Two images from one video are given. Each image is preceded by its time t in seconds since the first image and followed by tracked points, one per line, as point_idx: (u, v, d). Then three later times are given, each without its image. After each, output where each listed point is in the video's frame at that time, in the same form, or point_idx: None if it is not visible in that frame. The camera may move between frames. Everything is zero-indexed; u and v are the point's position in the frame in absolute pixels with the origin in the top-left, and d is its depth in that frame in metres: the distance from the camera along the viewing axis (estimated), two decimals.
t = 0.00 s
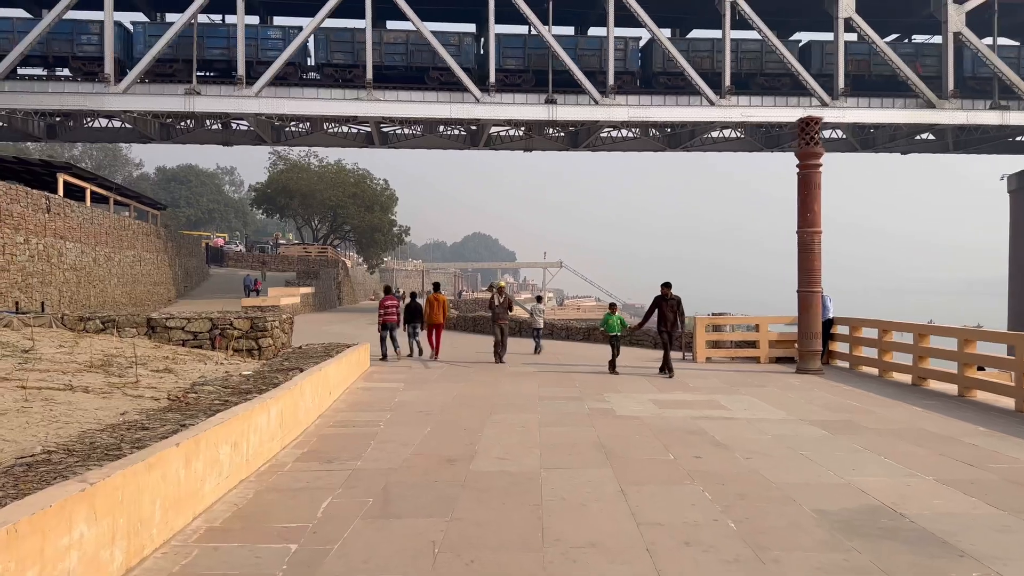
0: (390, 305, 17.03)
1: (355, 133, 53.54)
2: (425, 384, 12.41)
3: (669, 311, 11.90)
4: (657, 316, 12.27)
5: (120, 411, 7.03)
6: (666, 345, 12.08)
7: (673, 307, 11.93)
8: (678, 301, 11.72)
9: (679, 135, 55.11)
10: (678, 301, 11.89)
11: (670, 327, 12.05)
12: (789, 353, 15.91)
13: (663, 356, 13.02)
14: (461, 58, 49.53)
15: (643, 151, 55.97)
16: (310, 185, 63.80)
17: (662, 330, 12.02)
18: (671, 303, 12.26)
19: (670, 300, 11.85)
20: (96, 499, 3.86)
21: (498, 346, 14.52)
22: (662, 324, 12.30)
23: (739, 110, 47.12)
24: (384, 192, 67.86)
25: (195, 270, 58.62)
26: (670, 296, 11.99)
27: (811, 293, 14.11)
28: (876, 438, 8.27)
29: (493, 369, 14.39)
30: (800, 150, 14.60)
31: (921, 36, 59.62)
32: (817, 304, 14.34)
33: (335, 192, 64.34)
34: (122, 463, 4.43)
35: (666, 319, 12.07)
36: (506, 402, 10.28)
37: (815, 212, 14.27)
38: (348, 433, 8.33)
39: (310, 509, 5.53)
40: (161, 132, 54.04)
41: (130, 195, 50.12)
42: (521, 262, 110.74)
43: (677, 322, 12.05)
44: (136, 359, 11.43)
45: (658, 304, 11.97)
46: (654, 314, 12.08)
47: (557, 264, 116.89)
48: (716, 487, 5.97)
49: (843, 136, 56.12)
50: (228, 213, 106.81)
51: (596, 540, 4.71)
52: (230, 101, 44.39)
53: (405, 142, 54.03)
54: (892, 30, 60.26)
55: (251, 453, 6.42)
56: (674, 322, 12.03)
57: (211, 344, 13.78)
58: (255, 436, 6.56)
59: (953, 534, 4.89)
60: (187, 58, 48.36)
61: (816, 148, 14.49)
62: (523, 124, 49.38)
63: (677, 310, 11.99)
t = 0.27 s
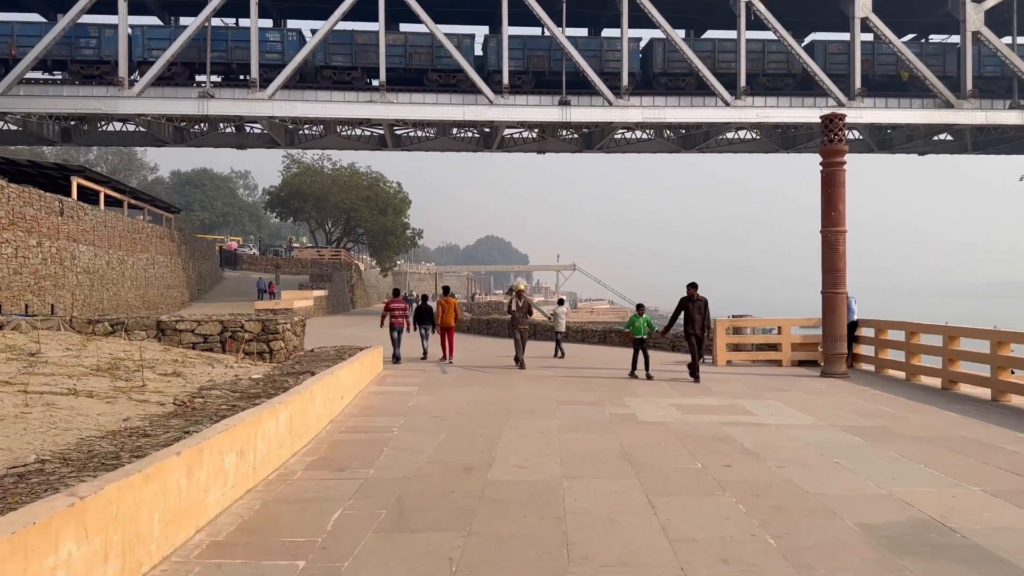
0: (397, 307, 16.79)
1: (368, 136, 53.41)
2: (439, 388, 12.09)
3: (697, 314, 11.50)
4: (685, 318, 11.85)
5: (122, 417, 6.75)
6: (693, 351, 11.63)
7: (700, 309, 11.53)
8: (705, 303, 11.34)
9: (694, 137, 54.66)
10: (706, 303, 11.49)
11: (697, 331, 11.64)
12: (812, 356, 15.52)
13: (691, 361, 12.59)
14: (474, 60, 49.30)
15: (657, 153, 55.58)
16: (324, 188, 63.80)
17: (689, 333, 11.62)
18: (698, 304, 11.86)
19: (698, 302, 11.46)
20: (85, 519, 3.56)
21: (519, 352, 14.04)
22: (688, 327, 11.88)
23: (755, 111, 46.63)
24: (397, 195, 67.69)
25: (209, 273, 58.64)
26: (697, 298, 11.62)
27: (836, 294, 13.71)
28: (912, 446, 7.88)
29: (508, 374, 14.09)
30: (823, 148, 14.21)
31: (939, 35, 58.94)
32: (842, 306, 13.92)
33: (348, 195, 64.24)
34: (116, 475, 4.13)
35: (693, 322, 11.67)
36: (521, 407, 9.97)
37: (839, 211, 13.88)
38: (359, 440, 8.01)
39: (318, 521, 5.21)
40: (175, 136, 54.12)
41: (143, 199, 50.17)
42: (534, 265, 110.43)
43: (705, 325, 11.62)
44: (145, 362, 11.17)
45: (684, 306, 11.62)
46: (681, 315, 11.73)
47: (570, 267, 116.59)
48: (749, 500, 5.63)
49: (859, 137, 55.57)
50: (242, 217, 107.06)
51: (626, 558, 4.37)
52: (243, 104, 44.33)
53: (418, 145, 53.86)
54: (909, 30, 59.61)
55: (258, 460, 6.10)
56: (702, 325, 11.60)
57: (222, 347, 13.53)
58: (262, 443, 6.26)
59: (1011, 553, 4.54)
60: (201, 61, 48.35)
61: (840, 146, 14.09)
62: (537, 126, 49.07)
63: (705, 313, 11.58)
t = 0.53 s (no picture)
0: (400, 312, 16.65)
1: (377, 139, 53.30)
2: (448, 396, 11.81)
3: (718, 321, 11.18)
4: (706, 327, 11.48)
5: (118, 430, 6.48)
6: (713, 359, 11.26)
7: (721, 317, 11.20)
8: (726, 309, 11.00)
9: (705, 139, 54.32)
10: (727, 309, 11.16)
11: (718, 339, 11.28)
12: (829, 363, 15.17)
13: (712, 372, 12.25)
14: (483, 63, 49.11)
15: (667, 156, 55.20)
16: (333, 192, 63.72)
17: (709, 341, 11.27)
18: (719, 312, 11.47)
19: (718, 309, 11.14)
20: (64, 553, 3.29)
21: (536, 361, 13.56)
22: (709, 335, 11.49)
23: (765, 113, 46.28)
24: (406, 198, 67.53)
25: (218, 277, 58.63)
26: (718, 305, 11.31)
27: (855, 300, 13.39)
28: (940, 459, 7.55)
29: (517, 381, 13.79)
30: (841, 150, 13.89)
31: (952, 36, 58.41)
32: (861, 312, 13.60)
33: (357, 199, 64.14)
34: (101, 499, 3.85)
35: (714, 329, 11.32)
36: (531, 416, 9.68)
37: (858, 215, 13.56)
38: (364, 452, 7.73)
39: (319, 544, 4.92)
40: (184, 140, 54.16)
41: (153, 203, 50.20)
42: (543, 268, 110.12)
43: (727, 333, 11.26)
44: (147, 370, 10.93)
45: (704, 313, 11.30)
46: (701, 322, 11.40)
47: (579, 270, 116.25)
48: (775, 522, 5.32)
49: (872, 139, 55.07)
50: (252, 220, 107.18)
51: None
52: (251, 108, 44.27)
53: (427, 148, 53.71)
54: (922, 31, 59.08)
55: (257, 477, 5.82)
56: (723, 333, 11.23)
57: (227, 353, 13.28)
58: (262, 459, 5.98)
59: None
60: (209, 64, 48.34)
61: (858, 147, 13.76)
62: (546, 128, 48.80)
63: (725, 321, 11.23)
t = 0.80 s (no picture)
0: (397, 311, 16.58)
1: (381, 138, 53.04)
2: (450, 397, 11.52)
3: (734, 322, 10.76)
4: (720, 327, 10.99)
5: (102, 431, 6.20)
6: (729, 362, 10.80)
7: (738, 317, 10.77)
8: (742, 308, 10.60)
9: (711, 138, 53.93)
10: (744, 309, 10.77)
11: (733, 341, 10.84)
12: (839, 363, 14.84)
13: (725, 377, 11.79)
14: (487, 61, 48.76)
15: (672, 155, 54.89)
16: (336, 192, 63.51)
17: (723, 343, 10.83)
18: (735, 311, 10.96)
19: (735, 308, 10.73)
20: (20, 569, 2.98)
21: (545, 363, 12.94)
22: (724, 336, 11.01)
23: (772, 111, 45.90)
24: (410, 197, 67.20)
25: (222, 277, 58.42)
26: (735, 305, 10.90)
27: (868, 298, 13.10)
28: (963, 463, 7.24)
29: (521, 382, 13.49)
30: (853, 144, 13.57)
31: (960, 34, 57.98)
32: (874, 311, 13.30)
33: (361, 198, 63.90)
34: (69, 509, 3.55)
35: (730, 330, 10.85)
36: (535, 418, 9.38)
37: (871, 211, 13.25)
38: (362, 455, 7.43)
39: (310, 554, 4.62)
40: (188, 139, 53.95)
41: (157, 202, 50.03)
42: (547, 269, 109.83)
43: (743, 334, 10.80)
44: (141, 370, 10.65)
45: (721, 313, 10.89)
46: (717, 323, 10.98)
47: (583, 270, 115.93)
48: (795, 532, 5.00)
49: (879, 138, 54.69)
50: (256, 220, 107.05)
51: None
52: (255, 106, 44.03)
53: (431, 147, 53.42)
54: (929, 29, 58.64)
55: (247, 482, 5.52)
56: (739, 334, 10.79)
57: (225, 353, 12.99)
58: (252, 463, 5.69)
59: None
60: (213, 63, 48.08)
61: (871, 142, 13.45)
62: (551, 127, 48.44)
63: (742, 321, 10.80)
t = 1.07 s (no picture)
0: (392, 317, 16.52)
1: (382, 139, 52.77)
2: (451, 403, 11.22)
3: (748, 325, 10.39)
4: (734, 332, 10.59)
5: (84, 443, 5.90)
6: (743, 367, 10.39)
7: (753, 321, 10.40)
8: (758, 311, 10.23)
9: (714, 139, 53.62)
10: (759, 313, 10.42)
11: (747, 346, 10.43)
12: (849, 368, 14.54)
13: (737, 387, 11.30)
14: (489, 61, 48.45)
15: (675, 156, 54.60)
16: (338, 193, 63.25)
17: (736, 346, 10.43)
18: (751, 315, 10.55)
19: (750, 311, 10.39)
20: None
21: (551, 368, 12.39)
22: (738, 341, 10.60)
23: (776, 112, 45.60)
24: (412, 199, 66.90)
25: (222, 278, 58.17)
26: (750, 310, 10.57)
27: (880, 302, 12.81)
28: (987, 476, 6.94)
29: (524, 387, 13.20)
30: (864, 144, 13.32)
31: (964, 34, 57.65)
32: (886, 315, 13.00)
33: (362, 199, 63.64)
34: (33, 539, 3.24)
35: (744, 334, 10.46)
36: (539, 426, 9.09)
37: (883, 213, 12.98)
38: (359, 467, 7.14)
39: None
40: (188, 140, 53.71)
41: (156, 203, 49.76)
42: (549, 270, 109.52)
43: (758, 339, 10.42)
44: (133, 376, 10.35)
45: (735, 316, 10.55)
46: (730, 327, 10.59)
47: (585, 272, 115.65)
48: (818, 553, 4.70)
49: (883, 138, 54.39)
50: (257, 222, 106.85)
51: None
52: (256, 107, 43.78)
53: (432, 148, 53.14)
54: (933, 29, 58.33)
55: (236, 500, 5.22)
56: (753, 339, 10.39)
57: (221, 358, 12.68)
58: (242, 478, 5.39)
59: None
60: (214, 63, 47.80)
61: (883, 142, 13.19)
62: (553, 128, 48.12)
63: (758, 326, 10.42)
